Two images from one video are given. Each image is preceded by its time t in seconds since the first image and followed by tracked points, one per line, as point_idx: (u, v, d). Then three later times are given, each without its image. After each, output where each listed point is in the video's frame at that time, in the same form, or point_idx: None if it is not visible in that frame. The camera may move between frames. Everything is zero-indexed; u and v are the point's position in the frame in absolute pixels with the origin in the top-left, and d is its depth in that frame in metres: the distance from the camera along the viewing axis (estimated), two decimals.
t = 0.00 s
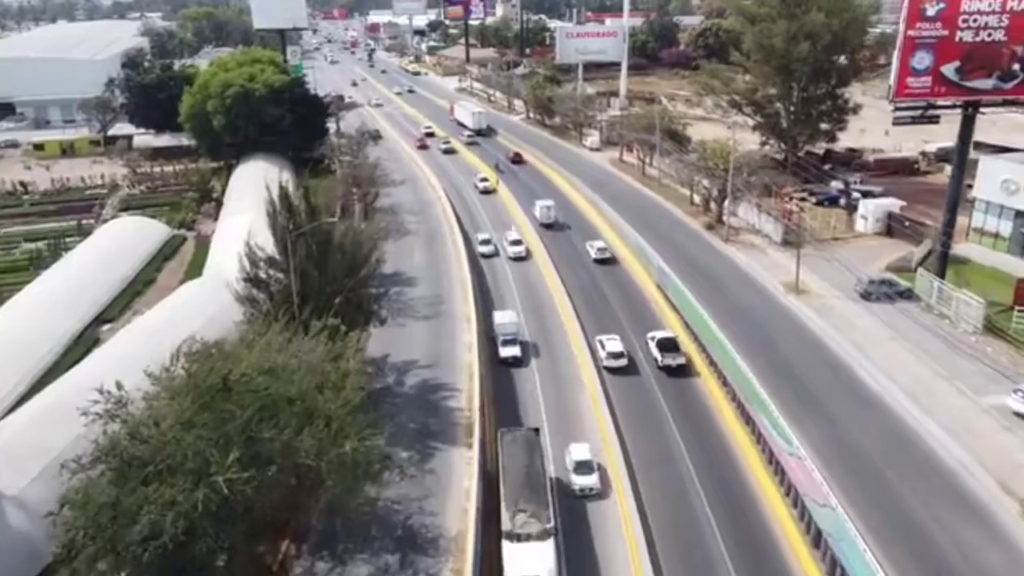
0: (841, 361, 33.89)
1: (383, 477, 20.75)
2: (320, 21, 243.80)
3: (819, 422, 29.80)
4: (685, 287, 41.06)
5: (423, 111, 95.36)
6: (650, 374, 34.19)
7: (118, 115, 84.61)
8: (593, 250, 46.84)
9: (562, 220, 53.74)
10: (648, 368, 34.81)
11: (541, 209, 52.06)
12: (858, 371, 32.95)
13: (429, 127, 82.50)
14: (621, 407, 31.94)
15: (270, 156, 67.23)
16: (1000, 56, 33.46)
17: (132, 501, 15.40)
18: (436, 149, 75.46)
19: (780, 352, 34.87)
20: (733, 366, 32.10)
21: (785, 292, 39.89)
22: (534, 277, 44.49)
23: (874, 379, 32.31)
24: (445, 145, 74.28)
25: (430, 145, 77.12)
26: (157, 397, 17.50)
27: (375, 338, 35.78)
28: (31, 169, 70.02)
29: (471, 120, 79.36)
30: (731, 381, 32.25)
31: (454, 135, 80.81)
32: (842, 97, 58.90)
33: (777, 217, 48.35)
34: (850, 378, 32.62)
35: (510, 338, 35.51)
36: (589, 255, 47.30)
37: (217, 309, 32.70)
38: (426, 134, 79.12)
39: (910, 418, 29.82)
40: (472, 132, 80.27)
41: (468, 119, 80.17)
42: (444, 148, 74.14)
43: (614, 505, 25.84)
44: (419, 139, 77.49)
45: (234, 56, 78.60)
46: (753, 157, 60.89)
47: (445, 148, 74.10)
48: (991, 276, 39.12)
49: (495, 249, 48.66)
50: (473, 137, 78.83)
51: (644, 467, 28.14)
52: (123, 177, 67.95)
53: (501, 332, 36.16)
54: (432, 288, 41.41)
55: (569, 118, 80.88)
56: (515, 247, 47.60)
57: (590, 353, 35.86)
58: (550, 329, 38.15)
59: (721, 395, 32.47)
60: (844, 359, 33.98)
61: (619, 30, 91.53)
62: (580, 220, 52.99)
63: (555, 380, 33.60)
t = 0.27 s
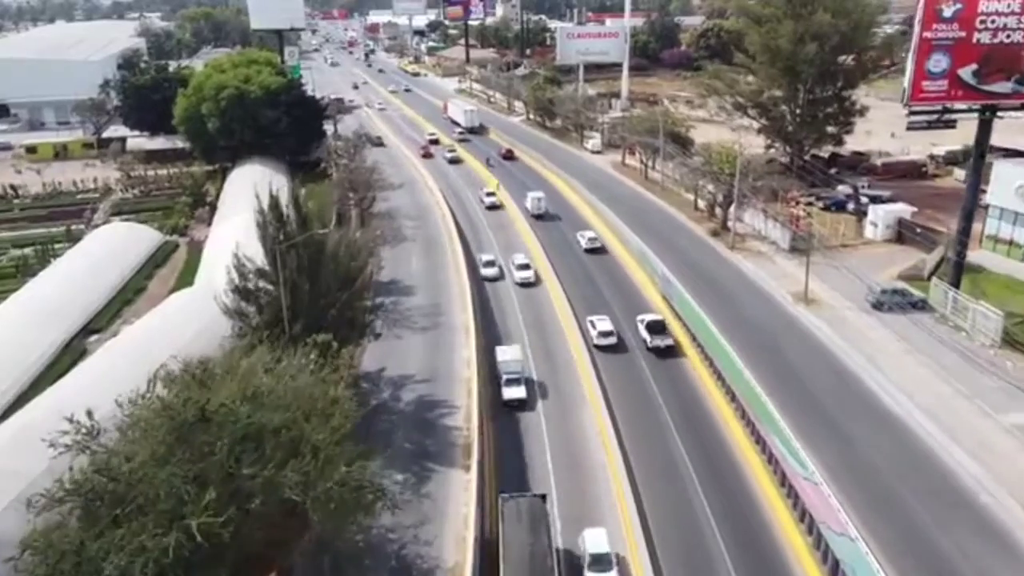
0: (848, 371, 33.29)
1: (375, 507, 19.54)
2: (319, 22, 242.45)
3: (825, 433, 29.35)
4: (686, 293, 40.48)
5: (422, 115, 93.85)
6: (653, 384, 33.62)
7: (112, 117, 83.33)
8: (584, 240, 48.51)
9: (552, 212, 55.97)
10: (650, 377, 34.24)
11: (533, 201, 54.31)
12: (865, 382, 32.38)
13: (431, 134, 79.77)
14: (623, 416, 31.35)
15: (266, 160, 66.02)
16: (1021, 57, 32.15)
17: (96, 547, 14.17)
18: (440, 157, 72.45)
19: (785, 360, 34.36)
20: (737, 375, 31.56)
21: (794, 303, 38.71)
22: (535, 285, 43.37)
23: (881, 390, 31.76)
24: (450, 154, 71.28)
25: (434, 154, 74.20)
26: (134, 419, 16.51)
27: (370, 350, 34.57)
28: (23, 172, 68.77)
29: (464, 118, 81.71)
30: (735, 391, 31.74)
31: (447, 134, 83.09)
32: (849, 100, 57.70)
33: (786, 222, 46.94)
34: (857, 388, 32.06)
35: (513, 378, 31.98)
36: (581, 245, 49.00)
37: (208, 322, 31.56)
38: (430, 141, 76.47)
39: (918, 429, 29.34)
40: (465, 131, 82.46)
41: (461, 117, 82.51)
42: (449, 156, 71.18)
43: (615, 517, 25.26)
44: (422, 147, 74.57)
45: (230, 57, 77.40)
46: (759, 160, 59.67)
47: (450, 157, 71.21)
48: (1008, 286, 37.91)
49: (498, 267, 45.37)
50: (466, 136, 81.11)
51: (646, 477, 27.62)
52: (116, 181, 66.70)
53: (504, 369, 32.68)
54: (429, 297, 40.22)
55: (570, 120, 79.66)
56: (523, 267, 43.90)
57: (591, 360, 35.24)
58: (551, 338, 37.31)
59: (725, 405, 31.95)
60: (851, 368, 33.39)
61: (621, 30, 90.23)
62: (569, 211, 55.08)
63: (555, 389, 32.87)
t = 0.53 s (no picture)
0: (854, 377, 32.62)
1: (368, 536, 18.51)
2: (317, 22, 241.41)
3: (829, 440, 28.81)
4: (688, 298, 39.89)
5: (422, 117, 92.24)
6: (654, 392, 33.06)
7: (107, 119, 82.21)
8: (575, 232, 50.14)
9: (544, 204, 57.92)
10: (651, 385, 33.65)
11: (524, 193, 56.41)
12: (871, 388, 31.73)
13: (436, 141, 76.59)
14: (624, 426, 30.76)
15: (261, 163, 64.96)
16: None
17: None
18: (446, 166, 69.48)
19: (789, 366, 33.77)
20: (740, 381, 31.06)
21: (801, 311, 37.71)
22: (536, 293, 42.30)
23: (888, 397, 31.10)
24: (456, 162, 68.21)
25: (438, 162, 71.33)
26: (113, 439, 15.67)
27: (364, 362, 33.51)
28: (15, 175, 67.70)
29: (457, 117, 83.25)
30: (738, 399, 31.23)
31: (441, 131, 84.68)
32: (855, 102, 56.64)
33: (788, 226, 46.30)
34: (863, 394, 31.43)
35: (517, 420, 28.84)
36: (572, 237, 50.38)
37: (194, 344, 31.00)
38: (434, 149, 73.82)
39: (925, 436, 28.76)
40: (458, 128, 84.22)
41: (454, 115, 84.01)
42: (456, 164, 67.97)
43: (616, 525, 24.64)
44: (426, 154, 71.71)
45: (226, 58, 76.32)
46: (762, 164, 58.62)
47: (458, 165, 67.92)
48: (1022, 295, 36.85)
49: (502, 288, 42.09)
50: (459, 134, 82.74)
51: (647, 486, 27.09)
52: (109, 184, 65.64)
53: (506, 411, 29.56)
54: (427, 305, 39.18)
55: (571, 122, 78.55)
56: (531, 293, 40.34)
57: (592, 367, 34.63)
58: (551, 346, 36.50)
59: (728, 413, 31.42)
60: (857, 374, 32.75)
61: (622, 31, 89.09)
62: (559, 204, 56.82)
63: (556, 397, 32.18)
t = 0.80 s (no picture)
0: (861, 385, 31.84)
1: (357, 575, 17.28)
2: (316, 23, 240.20)
3: (834, 449, 28.20)
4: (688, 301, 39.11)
5: (421, 121, 90.21)
6: (656, 400, 32.34)
7: (101, 121, 80.99)
8: (566, 224, 51.33)
9: (533, 197, 59.65)
10: (653, 392, 32.93)
11: (515, 185, 58.09)
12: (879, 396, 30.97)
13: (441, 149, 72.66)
14: (625, 438, 30.04)
15: (256, 166, 63.76)
16: None
17: None
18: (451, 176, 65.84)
19: (793, 372, 33.04)
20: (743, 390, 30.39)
21: (811, 322, 36.45)
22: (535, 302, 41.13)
23: (896, 406, 30.35)
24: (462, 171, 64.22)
25: (442, 172, 67.64)
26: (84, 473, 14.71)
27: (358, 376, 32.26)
28: (5, 179, 66.47)
29: (450, 115, 84.37)
30: (743, 408, 30.54)
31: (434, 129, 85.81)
32: (863, 104, 55.38)
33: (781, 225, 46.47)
34: (869, 403, 30.70)
35: (523, 479, 25.87)
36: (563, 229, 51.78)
37: (177, 362, 29.83)
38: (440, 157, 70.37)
39: (933, 446, 28.10)
40: (450, 126, 85.43)
41: (446, 112, 85.09)
42: (462, 174, 64.15)
43: (620, 545, 24.09)
44: (429, 163, 67.99)
45: (221, 59, 75.09)
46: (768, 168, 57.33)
47: (464, 175, 64.04)
48: None
49: (507, 316, 38.77)
50: (453, 132, 83.95)
51: (650, 502, 26.49)
52: (101, 188, 64.44)
53: (511, 468, 26.25)
54: (424, 315, 37.97)
55: (572, 125, 77.30)
56: (541, 327, 36.52)
57: (592, 375, 33.83)
58: (551, 354, 35.56)
59: (731, 422, 30.76)
60: (863, 381, 31.99)
61: (623, 31, 87.80)
62: (548, 196, 58.57)
63: (556, 407, 31.37)
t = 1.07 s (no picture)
0: (877, 400, 30.83)
1: None
2: (320, 23, 239.30)
3: (848, 465, 27.31)
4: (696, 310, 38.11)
5: (425, 124, 88.89)
6: (664, 413, 31.41)
7: (99, 123, 79.91)
8: (561, 217, 53.13)
9: (527, 191, 61.56)
10: (662, 406, 31.95)
11: (510, 179, 60.30)
12: (895, 413, 29.96)
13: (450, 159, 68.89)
14: (633, 453, 29.08)
15: (255, 170, 62.62)
16: None
17: None
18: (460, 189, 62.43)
19: (806, 385, 32.06)
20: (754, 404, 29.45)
21: (826, 334, 35.19)
22: (541, 313, 39.94)
23: (914, 423, 29.34)
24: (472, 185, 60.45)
25: (452, 184, 64.17)
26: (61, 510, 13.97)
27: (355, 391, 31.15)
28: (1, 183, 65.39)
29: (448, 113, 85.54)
30: (754, 422, 29.60)
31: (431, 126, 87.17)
32: (874, 106, 54.27)
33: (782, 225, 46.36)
34: (886, 419, 29.70)
35: (534, 558, 22.24)
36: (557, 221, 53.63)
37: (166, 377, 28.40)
38: (449, 168, 67.18)
39: (951, 463, 27.18)
40: (447, 124, 86.73)
41: (444, 111, 86.60)
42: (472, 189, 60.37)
43: (627, 561, 23.37)
44: (438, 175, 64.65)
45: (221, 60, 73.95)
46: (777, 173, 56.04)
47: (476, 190, 60.19)
48: None
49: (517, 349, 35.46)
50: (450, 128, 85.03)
51: (659, 521, 25.55)
52: (98, 192, 63.32)
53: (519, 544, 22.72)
54: (425, 327, 36.75)
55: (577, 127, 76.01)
56: (556, 368, 32.72)
57: (598, 388, 32.84)
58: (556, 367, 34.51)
59: (743, 437, 29.81)
60: (878, 397, 31.00)
61: (629, 32, 86.59)
62: (541, 190, 60.45)
63: (562, 423, 30.34)
